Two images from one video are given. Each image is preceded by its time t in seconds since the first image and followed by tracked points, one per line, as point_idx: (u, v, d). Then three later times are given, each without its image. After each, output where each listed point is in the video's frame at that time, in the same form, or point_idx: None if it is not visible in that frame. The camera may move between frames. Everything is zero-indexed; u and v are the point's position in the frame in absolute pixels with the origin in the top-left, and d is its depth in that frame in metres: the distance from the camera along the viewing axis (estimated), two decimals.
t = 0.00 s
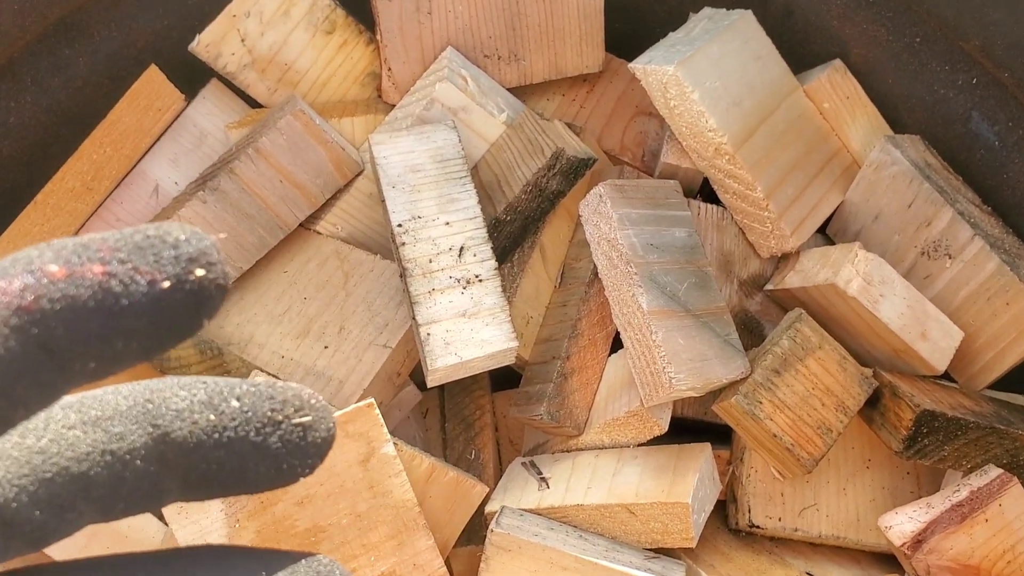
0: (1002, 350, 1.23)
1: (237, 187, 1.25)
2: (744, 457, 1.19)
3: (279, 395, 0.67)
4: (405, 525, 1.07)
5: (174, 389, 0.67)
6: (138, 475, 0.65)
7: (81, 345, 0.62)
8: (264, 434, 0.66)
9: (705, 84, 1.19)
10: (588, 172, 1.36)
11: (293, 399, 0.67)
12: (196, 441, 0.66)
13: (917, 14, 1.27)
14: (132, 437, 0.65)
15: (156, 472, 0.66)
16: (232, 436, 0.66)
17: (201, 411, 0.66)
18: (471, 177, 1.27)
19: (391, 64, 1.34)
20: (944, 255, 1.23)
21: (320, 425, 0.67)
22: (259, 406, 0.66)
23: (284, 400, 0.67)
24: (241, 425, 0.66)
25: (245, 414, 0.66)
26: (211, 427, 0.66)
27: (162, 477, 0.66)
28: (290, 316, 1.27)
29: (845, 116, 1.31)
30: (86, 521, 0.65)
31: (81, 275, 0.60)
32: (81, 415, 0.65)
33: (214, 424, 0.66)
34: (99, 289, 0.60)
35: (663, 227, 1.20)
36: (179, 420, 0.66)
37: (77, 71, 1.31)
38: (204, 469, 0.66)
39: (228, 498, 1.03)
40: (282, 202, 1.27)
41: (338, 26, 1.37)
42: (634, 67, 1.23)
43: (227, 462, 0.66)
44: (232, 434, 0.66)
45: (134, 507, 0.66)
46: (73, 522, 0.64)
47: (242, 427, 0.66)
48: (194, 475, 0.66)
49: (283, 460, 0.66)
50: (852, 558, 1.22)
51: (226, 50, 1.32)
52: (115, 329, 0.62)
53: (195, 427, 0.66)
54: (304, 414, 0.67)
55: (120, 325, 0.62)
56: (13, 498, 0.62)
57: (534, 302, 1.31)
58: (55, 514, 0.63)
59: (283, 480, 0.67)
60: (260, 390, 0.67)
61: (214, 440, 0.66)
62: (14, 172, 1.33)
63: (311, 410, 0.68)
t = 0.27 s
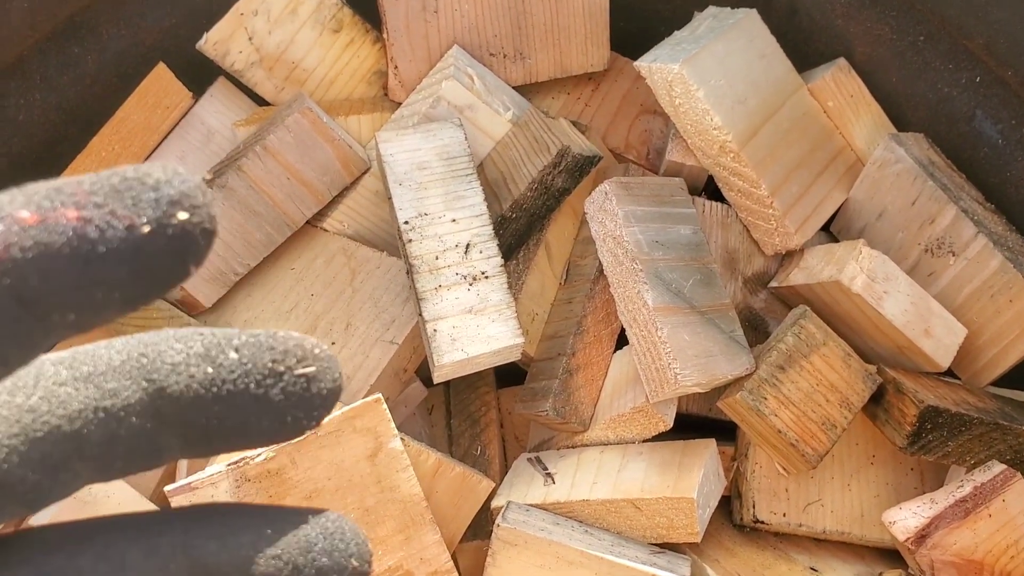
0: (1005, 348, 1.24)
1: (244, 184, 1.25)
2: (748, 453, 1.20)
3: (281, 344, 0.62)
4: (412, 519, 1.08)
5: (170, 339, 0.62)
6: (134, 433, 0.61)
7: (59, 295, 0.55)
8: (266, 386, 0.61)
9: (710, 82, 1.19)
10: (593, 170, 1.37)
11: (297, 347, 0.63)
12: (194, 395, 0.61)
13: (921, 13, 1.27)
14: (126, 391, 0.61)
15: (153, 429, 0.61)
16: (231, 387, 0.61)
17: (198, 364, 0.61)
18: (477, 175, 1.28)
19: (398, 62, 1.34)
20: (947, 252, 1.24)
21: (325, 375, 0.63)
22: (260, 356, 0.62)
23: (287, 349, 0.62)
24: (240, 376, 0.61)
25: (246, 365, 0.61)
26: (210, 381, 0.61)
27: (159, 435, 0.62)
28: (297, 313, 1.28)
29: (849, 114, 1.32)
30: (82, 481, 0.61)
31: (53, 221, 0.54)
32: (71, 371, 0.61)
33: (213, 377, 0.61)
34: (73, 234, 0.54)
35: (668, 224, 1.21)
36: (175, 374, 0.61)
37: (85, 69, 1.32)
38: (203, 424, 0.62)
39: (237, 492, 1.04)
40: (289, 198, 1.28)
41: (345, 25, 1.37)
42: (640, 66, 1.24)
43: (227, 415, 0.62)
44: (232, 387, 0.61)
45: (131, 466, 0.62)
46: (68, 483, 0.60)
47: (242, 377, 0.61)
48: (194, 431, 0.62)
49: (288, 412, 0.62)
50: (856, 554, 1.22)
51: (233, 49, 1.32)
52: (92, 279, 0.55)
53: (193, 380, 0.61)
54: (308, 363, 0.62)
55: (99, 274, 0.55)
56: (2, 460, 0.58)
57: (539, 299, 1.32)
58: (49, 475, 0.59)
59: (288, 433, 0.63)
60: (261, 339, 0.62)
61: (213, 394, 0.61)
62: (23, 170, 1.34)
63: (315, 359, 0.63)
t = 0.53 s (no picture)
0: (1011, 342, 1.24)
1: (253, 178, 1.25)
2: (754, 447, 1.21)
3: (303, 327, 0.64)
4: (420, 511, 1.08)
5: (191, 322, 0.64)
6: (156, 415, 0.63)
7: (81, 273, 0.57)
8: (289, 368, 0.63)
9: (717, 78, 1.20)
10: (600, 165, 1.37)
11: (319, 331, 0.65)
12: (216, 377, 0.63)
13: (927, 9, 1.28)
14: (148, 374, 0.63)
15: (175, 411, 0.64)
16: (253, 370, 0.63)
17: (220, 347, 0.63)
18: (485, 170, 1.29)
19: (405, 58, 1.35)
20: (953, 247, 1.25)
21: (346, 359, 0.65)
22: (280, 341, 0.64)
23: (309, 333, 0.64)
24: (261, 359, 0.63)
25: (268, 348, 0.63)
26: (232, 363, 0.63)
27: (180, 418, 0.64)
28: (305, 307, 1.28)
29: (855, 110, 1.32)
30: (104, 463, 0.64)
31: (75, 199, 0.56)
32: (93, 356, 0.63)
33: (235, 360, 0.63)
34: (92, 217, 0.56)
35: (675, 219, 1.21)
36: (197, 357, 0.63)
37: (94, 64, 1.32)
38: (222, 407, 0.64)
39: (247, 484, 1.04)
40: (297, 193, 1.28)
41: (353, 20, 1.38)
42: (647, 61, 1.24)
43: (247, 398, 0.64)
44: (254, 369, 0.63)
45: (151, 450, 0.64)
46: (90, 465, 0.63)
47: (264, 361, 0.63)
48: (215, 414, 0.64)
49: (311, 395, 0.64)
50: (861, 548, 1.23)
51: (242, 44, 1.33)
52: (114, 258, 0.57)
53: (214, 363, 0.63)
54: (330, 347, 0.64)
55: (122, 252, 0.57)
56: (26, 442, 0.62)
57: (546, 294, 1.33)
58: (72, 457, 0.63)
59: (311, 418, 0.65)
60: (282, 322, 0.64)
61: (235, 377, 0.63)
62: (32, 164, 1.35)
63: (337, 343, 0.65)
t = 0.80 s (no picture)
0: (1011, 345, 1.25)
1: (257, 180, 1.26)
2: (756, 448, 1.21)
3: (306, 286, 0.65)
4: (424, 511, 1.09)
5: (189, 285, 0.65)
6: (158, 381, 0.65)
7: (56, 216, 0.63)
8: (292, 329, 0.64)
9: (719, 81, 1.20)
10: (603, 167, 1.38)
11: (321, 290, 0.65)
12: (217, 340, 0.64)
13: (928, 13, 1.29)
14: (147, 340, 0.64)
15: (176, 377, 0.65)
16: (255, 331, 0.64)
17: (220, 310, 0.64)
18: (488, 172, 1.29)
19: (409, 60, 1.36)
20: (953, 250, 1.25)
21: (352, 318, 0.66)
22: (281, 302, 0.64)
23: (312, 292, 0.65)
24: (262, 319, 0.64)
25: (270, 309, 0.64)
26: (233, 325, 0.64)
27: (183, 384, 0.65)
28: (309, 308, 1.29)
29: (857, 113, 1.33)
30: (108, 434, 0.65)
31: (39, 137, 0.61)
32: (88, 322, 0.64)
33: (236, 322, 0.64)
34: (55, 150, 0.61)
35: (677, 221, 1.22)
36: (197, 321, 0.64)
37: (100, 66, 1.33)
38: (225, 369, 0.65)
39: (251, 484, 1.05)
40: (301, 194, 1.29)
41: (357, 23, 1.39)
42: (649, 64, 1.25)
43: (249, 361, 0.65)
44: (255, 331, 0.64)
45: (155, 418, 0.66)
46: (92, 436, 0.65)
47: (266, 320, 0.64)
48: (219, 379, 0.66)
49: (316, 354, 0.65)
50: (862, 549, 1.23)
51: (247, 46, 1.34)
52: (88, 189, 0.62)
53: (216, 325, 0.64)
54: (334, 306, 0.65)
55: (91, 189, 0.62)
56: (23, 414, 0.62)
57: (549, 295, 1.34)
58: (71, 428, 0.64)
59: (316, 377, 0.66)
60: (283, 282, 0.65)
61: (236, 340, 0.64)
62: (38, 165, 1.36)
63: (341, 301, 0.66)
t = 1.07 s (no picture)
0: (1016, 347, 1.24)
1: (259, 179, 1.26)
2: (759, 450, 1.21)
3: (289, 303, 0.79)
4: (425, 512, 1.08)
5: (198, 315, 0.79)
6: (178, 394, 0.77)
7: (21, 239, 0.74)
8: (284, 335, 0.78)
9: (723, 80, 1.20)
10: (606, 167, 1.37)
11: (301, 305, 0.79)
12: (224, 353, 0.77)
13: (934, 13, 1.28)
14: (170, 356, 0.77)
15: (193, 390, 0.77)
16: (257, 340, 0.78)
17: (225, 326, 0.78)
18: (490, 171, 1.28)
19: (412, 59, 1.35)
20: (959, 251, 1.25)
21: (326, 326, 0.79)
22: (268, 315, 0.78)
23: (294, 306, 0.79)
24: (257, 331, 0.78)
25: (265, 320, 0.78)
26: (238, 337, 0.77)
27: (197, 397, 0.78)
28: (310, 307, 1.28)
29: (861, 114, 1.32)
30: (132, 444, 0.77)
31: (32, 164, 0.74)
32: (123, 351, 0.77)
33: (240, 334, 0.77)
34: (114, 165, 0.76)
35: (681, 222, 1.21)
36: (207, 337, 0.77)
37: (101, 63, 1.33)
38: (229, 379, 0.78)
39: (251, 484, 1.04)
40: (303, 193, 1.28)
41: (360, 21, 1.38)
42: (653, 64, 1.24)
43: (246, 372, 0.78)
44: (257, 340, 0.78)
45: (174, 428, 0.78)
46: (122, 446, 0.77)
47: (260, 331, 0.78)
48: (229, 390, 0.78)
49: (304, 356, 0.78)
50: (866, 552, 1.23)
51: (249, 44, 1.33)
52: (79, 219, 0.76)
53: (222, 338, 0.77)
54: (315, 315, 0.79)
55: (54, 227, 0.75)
56: (83, 433, 0.76)
57: (551, 295, 1.33)
58: (107, 440, 0.77)
59: (306, 380, 0.79)
60: (272, 302, 0.79)
61: (242, 349, 0.77)
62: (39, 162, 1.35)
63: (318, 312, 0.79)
